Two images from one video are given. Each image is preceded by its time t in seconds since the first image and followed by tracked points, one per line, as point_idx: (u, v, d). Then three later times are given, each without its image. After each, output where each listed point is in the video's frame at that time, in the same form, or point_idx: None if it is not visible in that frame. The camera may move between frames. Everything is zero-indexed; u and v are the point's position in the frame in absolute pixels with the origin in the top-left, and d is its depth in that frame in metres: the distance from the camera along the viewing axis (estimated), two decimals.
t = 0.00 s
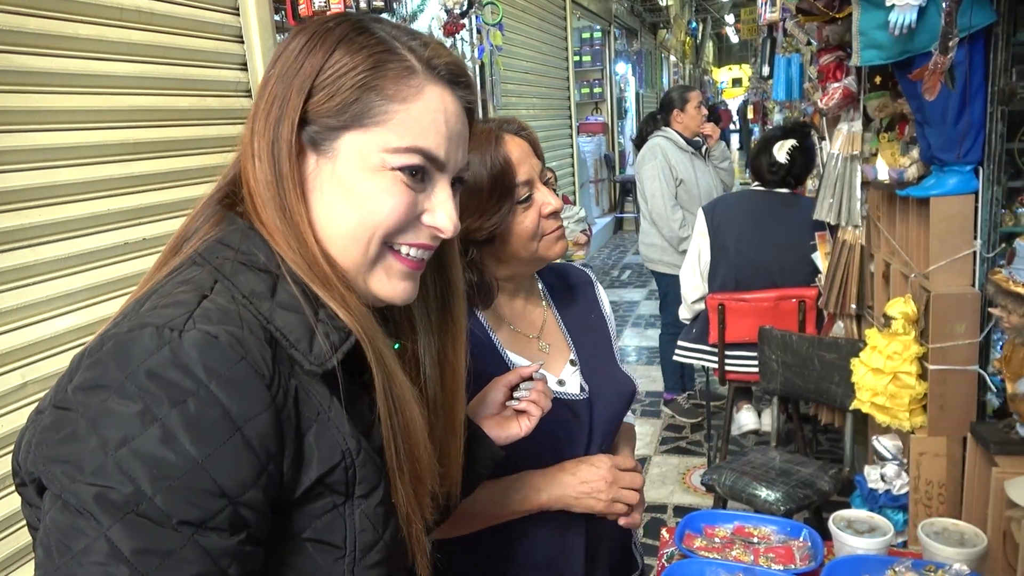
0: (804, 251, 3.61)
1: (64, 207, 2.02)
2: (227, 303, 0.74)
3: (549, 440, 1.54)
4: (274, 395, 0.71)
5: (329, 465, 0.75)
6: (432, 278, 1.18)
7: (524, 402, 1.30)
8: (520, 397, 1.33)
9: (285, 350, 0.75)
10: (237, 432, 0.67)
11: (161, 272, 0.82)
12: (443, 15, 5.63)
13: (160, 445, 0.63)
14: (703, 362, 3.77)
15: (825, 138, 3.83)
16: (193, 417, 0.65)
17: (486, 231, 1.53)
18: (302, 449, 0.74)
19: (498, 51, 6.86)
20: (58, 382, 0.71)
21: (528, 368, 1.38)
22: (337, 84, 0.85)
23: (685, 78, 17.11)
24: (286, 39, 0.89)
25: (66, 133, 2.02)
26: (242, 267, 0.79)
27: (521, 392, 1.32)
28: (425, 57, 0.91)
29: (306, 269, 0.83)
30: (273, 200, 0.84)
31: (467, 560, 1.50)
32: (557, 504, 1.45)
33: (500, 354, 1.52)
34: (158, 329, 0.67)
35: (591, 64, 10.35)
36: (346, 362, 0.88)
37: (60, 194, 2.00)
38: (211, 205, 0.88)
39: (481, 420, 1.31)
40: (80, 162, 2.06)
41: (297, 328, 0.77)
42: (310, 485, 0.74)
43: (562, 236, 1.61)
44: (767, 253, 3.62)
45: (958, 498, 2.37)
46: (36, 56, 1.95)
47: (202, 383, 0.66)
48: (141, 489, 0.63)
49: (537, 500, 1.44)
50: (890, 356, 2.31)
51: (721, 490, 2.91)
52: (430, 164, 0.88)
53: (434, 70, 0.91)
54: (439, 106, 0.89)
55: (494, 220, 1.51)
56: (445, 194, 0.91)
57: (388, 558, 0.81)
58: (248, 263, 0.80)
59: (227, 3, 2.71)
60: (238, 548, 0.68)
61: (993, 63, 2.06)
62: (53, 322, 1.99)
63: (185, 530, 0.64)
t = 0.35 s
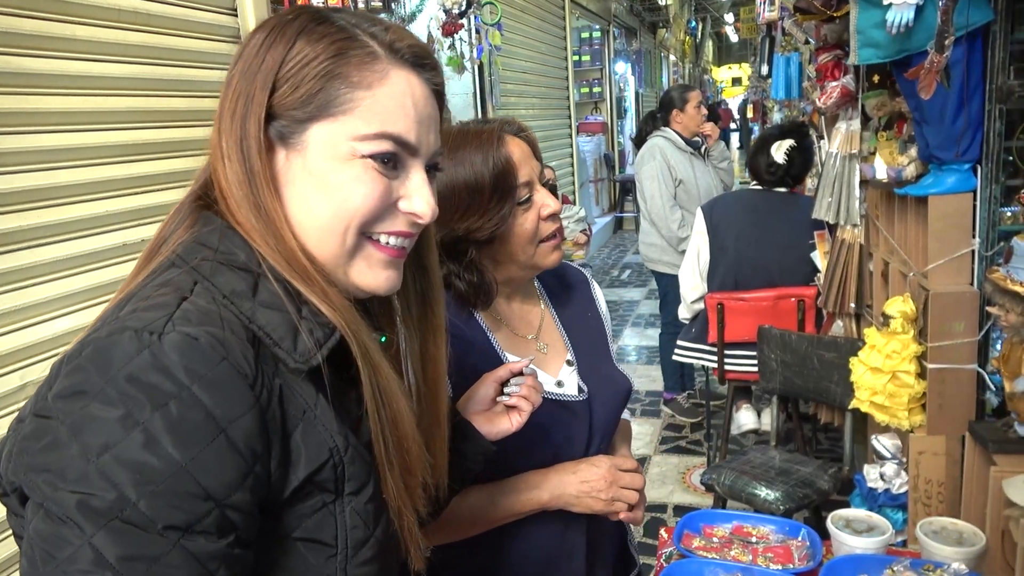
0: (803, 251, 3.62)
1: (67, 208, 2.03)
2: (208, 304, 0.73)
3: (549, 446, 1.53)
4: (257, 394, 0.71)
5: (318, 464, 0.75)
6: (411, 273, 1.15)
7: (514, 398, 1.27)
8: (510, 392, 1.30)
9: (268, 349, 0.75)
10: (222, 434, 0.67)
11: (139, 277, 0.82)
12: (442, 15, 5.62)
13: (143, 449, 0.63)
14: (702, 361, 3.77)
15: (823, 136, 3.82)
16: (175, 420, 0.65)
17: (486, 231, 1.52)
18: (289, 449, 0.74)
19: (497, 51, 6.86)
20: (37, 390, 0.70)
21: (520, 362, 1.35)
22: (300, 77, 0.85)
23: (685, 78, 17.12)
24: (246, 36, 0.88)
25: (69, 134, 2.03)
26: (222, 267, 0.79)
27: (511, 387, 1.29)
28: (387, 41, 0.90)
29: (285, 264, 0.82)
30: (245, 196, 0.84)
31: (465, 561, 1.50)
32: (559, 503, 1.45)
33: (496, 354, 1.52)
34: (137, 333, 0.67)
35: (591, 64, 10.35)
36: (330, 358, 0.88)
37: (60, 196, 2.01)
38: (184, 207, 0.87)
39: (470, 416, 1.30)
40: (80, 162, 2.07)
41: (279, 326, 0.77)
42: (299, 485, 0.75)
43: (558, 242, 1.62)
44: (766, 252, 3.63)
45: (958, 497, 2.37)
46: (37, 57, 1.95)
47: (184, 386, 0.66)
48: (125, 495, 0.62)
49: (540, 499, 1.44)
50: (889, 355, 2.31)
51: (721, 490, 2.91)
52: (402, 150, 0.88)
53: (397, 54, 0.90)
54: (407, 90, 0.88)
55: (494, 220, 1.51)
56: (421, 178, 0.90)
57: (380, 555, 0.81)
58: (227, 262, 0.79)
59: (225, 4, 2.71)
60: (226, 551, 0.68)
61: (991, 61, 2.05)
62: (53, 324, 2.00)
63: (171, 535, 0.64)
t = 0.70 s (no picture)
0: (809, 250, 3.60)
1: (72, 209, 2.04)
2: (195, 307, 0.72)
3: (556, 449, 1.52)
4: (244, 399, 0.70)
5: (309, 469, 0.74)
6: (405, 272, 1.11)
7: (517, 400, 1.26)
8: (513, 394, 1.28)
9: (257, 352, 0.74)
10: (208, 439, 0.66)
11: (127, 281, 0.81)
12: (445, 15, 5.61)
13: (127, 456, 0.62)
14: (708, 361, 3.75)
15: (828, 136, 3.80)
16: (160, 426, 0.64)
17: (495, 233, 1.52)
18: (279, 454, 0.73)
19: (501, 51, 6.85)
20: (21, 397, 0.69)
21: (522, 363, 1.33)
22: (282, 73, 0.84)
23: (689, 77, 17.10)
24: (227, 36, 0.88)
25: (76, 134, 2.04)
26: (211, 269, 0.78)
27: (514, 389, 1.27)
28: (369, 32, 0.89)
29: (275, 264, 0.81)
30: (231, 196, 0.83)
31: (468, 563, 1.49)
32: (565, 506, 1.44)
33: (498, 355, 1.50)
34: (120, 337, 0.66)
35: (594, 64, 10.34)
36: (322, 361, 0.86)
37: (65, 198, 2.01)
38: (171, 209, 0.86)
39: (472, 419, 1.28)
40: (84, 162, 2.07)
41: (269, 328, 0.76)
42: (290, 491, 0.74)
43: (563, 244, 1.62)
44: (772, 251, 3.61)
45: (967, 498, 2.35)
46: (44, 60, 1.95)
47: (168, 391, 0.65)
48: (108, 503, 0.61)
49: (545, 502, 1.43)
50: (896, 355, 2.29)
51: (727, 491, 2.89)
52: (390, 143, 0.86)
53: (379, 45, 0.89)
54: (392, 82, 0.87)
55: (504, 221, 1.51)
56: (409, 171, 0.89)
57: (376, 560, 0.80)
58: (216, 264, 0.78)
59: (228, 5, 2.71)
60: (214, 559, 0.67)
61: (998, 59, 2.04)
62: (57, 325, 1.99)
63: (156, 544, 0.63)
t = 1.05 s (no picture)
0: (837, 250, 3.54)
1: (93, 210, 2.06)
2: (205, 311, 0.73)
3: (585, 452, 1.50)
4: (255, 405, 0.70)
5: (322, 475, 0.75)
6: (422, 270, 1.10)
7: (542, 404, 1.24)
8: (537, 399, 1.26)
9: (269, 356, 0.75)
10: (217, 447, 0.66)
11: (141, 284, 0.82)
12: (469, 14, 5.61)
13: (134, 465, 0.62)
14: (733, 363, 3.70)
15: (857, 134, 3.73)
16: (168, 433, 0.64)
17: (529, 238, 1.50)
18: (292, 460, 0.74)
19: (525, 50, 6.83)
20: (32, 406, 0.70)
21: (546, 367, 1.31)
22: (287, 68, 0.85)
23: (714, 76, 16.95)
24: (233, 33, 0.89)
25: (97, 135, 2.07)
26: (222, 271, 0.78)
27: (539, 393, 1.25)
28: (376, 23, 0.89)
29: (287, 266, 0.82)
30: (241, 195, 0.84)
31: (490, 566, 1.48)
32: (591, 508, 1.42)
33: (520, 357, 1.49)
34: (128, 343, 0.66)
35: (619, 63, 10.28)
36: (336, 364, 0.86)
37: (87, 198, 2.03)
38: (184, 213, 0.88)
39: (497, 422, 1.25)
40: (112, 162, 2.12)
41: (281, 331, 0.76)
42: (303, 498, 0.74)
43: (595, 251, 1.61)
44: (798, 252, 3.56)
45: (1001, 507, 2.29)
46: (71, 62, 1.98)
47: (176, 398, 0.65)
48: (115, 513, 0.62)
49: (570, 504, 1.41)
50: (929, 359, 2.21)
51: (752, 495, 2.85)
52: (400, 135, 0.87)
53: (387, 35, 0.89)
54: (400, 73, 0.87)
55: (540, 227, 1.49)
56: (422, 164, 0.90)
57: (393, 567, 0.80)
58: (228, 266, 0.79)
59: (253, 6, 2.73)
60: (224, 569, 0.66)
61: None
62: (83, 324, 2.03)
63: (165, 554, 0.63)
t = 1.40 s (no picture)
0: (852, 250, 3.50)
1: (103, 210, 2.06)
2: (204, 312, 0.72)
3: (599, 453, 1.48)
4: (254, 407, 0.70)
5: (323, 478, 0.74)
6: (424, 272, 1.10)
7: (548, 403, 1.23)
8: (543, 398, 1.24)
9: (269, 357, 0.74)
10: (215, 450, 0.65)
11: (143, 283, 0.81)
12: (481, 13, 5.63)
13: (132, 468, 0.62)
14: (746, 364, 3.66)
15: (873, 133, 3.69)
16: (165, 436, 0.63)
17: (548, 238, 1.50)
18: (292, 464, 0.73)
19: (537, 49, 6.83)
20: (30, 408, 0.69)
21: (552, 366, 1.30)
22: (288, 64, 0.85)
23: (728, 75, 16.85)
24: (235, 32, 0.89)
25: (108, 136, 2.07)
26: (222, 271, 0.78)
27: (545, 392, 1.24)
28: (378, 19, 0.89)
29: (289, 265, 0.82)
30: (242, 191, 0.84)
31: (499, 568, 1.47)
32: (603, 510, 1.40)
33: (530, 357, 1.48)
34: (125, 345, 0.66)
35: (632, 61, 10.24)
36: (337, 366, 0.85)
37: (101, 197, 2.05)
38: (186, 213, 0.88)
39: (502, 422, 1.25)
40: (124, 162, 2.13)
41: (281, 332, 0.76)
42: (304, 501, 0.73)
43: (614, 253, 1.60)
44: (812, 252, 3.52)
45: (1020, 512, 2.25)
46: (77, 62, 1.97)
47: (174, 400, 0.65)
48: (112, 517, 0.61)
49: (581, 504, 1.39)
50: (946, 360, 2.21)
51: (766, 498, 2.81)
52: (403, 132, 0.86)
53: (388, 32, 0.89)
54: (402, 69, 0.87)
55: (560, 227, 1.49)
56: (425, 161, 0.89)
57: (395, 572, 0.79)
58: (228, 266, 0.79)
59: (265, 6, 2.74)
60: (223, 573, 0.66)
61: None
62: (92, 324, 2.04)
63: (161, 558, 0.62)
